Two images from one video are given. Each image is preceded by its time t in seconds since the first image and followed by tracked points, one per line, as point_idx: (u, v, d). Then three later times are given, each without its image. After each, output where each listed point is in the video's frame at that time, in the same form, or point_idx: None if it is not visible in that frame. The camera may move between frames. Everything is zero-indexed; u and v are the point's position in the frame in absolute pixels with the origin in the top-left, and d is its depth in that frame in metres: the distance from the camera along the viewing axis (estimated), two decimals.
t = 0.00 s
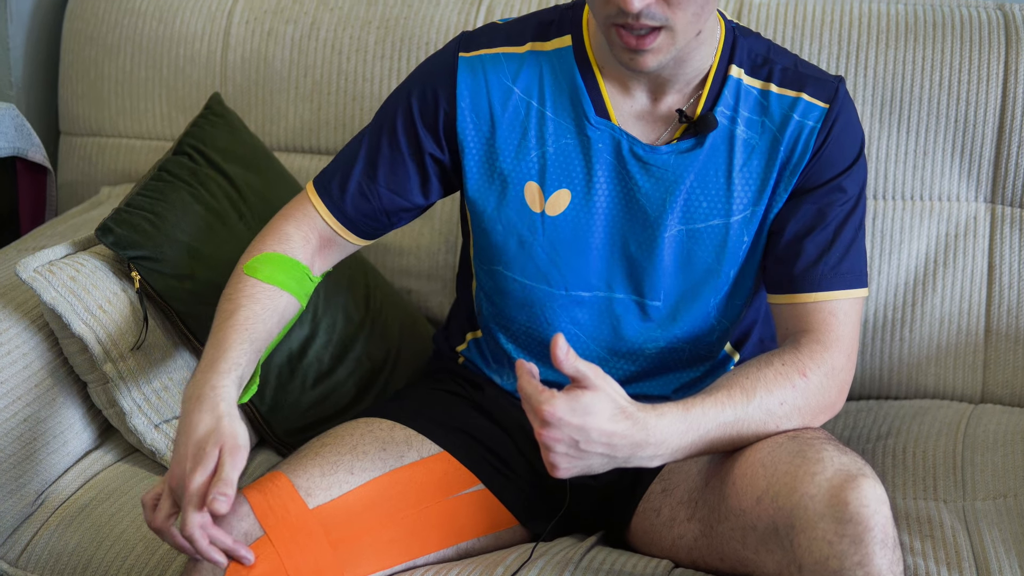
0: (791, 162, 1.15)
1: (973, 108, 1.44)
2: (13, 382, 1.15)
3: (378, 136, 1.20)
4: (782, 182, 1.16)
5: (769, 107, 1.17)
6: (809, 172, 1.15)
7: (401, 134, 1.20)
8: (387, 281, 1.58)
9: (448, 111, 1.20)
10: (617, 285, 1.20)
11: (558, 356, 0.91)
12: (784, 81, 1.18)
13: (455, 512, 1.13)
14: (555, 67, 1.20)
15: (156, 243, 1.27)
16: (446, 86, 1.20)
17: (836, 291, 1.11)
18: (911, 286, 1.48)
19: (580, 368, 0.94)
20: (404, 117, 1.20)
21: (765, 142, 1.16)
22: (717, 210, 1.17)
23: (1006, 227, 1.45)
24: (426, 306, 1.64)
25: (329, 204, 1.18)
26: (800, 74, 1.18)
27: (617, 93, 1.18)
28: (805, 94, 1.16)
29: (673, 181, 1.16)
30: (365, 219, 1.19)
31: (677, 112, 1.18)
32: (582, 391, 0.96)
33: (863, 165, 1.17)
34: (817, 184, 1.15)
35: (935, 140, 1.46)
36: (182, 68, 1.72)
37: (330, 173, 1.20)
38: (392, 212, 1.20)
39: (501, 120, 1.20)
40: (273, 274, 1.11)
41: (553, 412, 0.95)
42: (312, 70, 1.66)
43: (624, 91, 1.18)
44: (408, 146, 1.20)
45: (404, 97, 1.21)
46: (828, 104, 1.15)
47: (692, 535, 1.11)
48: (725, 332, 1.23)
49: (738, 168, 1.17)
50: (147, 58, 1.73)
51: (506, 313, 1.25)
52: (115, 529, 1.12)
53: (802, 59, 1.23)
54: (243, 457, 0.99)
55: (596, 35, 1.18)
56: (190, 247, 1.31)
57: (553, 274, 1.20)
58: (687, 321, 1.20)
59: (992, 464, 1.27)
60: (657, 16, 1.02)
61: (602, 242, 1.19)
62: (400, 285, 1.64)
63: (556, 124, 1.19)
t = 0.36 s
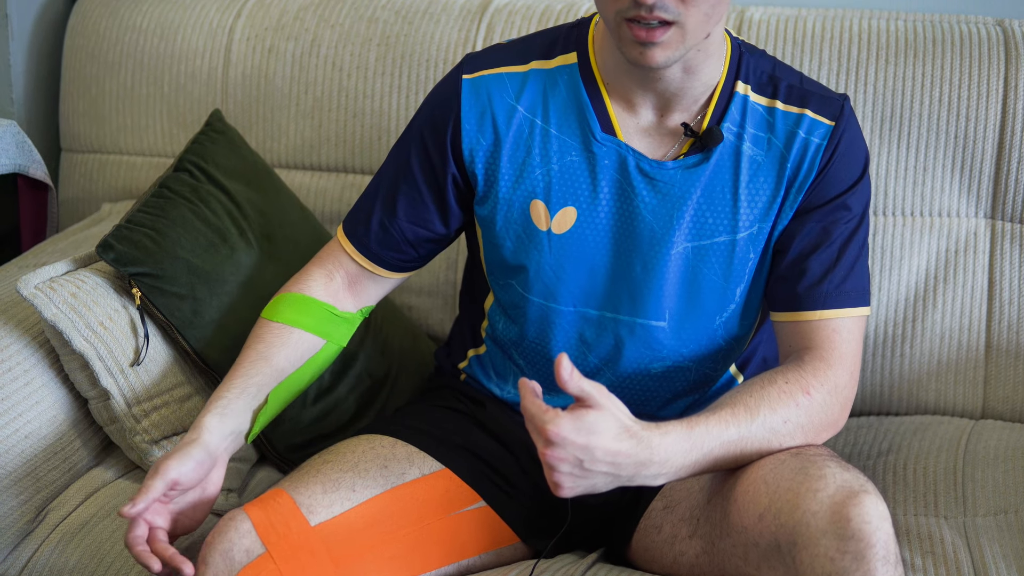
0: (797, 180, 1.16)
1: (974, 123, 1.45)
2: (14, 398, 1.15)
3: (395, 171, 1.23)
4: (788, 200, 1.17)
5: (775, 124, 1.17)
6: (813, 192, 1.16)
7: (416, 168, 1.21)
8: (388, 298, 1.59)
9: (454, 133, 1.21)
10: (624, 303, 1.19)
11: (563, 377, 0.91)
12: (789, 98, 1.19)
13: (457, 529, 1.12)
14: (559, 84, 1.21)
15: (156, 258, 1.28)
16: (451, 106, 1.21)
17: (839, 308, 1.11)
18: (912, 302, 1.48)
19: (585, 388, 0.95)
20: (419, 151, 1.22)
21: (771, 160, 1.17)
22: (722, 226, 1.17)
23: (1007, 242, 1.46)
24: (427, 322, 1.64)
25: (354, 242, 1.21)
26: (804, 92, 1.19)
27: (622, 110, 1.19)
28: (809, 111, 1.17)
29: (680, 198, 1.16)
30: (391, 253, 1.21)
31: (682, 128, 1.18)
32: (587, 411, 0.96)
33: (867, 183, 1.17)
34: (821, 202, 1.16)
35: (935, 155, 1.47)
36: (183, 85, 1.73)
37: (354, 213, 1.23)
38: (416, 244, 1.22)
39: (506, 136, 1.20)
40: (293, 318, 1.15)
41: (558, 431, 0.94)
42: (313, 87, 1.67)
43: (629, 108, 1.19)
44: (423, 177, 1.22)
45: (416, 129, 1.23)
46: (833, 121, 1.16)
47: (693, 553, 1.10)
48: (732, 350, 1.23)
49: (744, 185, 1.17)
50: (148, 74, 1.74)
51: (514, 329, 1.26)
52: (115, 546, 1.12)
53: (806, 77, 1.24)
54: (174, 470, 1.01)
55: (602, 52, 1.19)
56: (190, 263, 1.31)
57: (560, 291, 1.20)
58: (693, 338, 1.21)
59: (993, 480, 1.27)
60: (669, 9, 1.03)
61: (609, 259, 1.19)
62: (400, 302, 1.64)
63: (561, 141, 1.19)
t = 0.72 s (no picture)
0: (794, 201, 1.17)
1: (973, 145, 1.46)
2: (15, 421, 1.15)
3: (391, 187, 1.23)
4: (785, 220, 1.18)
5: (772, 144, 1.18)
6: (811, 213, 1.17)
7: (413, 186, 1.23)
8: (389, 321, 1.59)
9: (451, 151, 1.22)
10: (621, 322, 1.20)
11: (564, 402, 0.91)
12: (788, 118, 1.19)
13: (457, 552, 1.12)
14: (558, 105, 1.22)
15: (158, 281, 1.28)
16: (450, 126, 1.22)
17: (838, 329, 1.12)
18: (912, 324, 1.49)
19: (586, 412, 0.95)
20: (415, 169, 1.23)
21: (768, 180, 1.18)
22: (719, 245, 1.18)
23: (1007, 264, 1.46)
24: (427, 345, 1.65)
25: (348, 256, 1.21)
26: (803, 112, 1.19)
27: (620, 130, 1.20)
28: (806, 131, 1.18)
29: (677, 217, 1.17)
30: (384, 268, 1.21)
31: (679, 147, 1.19)
32: (590, 434, 0.96)
33: (865, 204, 1.18)
34: (820, 223, 1.16)
35: (935, 177, 1.48)
36: (184, 107, 1.74)
37: (350, 228, 1.23)
38: (410, 260, 1.23)
39: (503, 155, 1.21)
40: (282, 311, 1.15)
41: (560, 456, 0.95)
42: (313, 109, 1.68)
43: (627, 127, 1.20)
44: (418, 193, 1.23)
45: (412, 146, 1.24)
46: (831, 141, 1.17)
47: None
48: (729, 372, 1.24)
49: (742, 205, 1.18)
50: (151, 98, 1.75)
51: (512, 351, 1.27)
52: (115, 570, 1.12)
53: (804, 98, 1.25)
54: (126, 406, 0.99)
55: (599, 72, 1.20)
56: (193, 287, 1.32)
57: (558, 311, 1.21)
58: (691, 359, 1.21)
59: (994, 501, 1.27)
60: (671, 29, 1.05)
61: (607, 278, 1.20)
62: (401, 324, 1.65)
63: (559, 160, 1.20)
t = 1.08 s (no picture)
0: (795, 222, 1.17)
1: (973, 165, 1.47)
2: (15, 443, 1.16)
3: (398, 216, 1.24)
4: (787, 242, 1.18)
5: (773, 167, 1.19)
6: (813, 233, 1.17)
7: (418, 213, 1.23)
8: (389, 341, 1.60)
9: (455, 178, 1.23)
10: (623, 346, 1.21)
11: (563, 423, 0.92)
12: (787, 140, 1.21)
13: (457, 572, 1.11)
14: (559, 131, 1.23)
15: (159, 302, 1.29)
16: (452, 153, 1.24)
17: (839, 349, 1.12)
18: (913, 344, 1.49)
19: (587, 433, 0.95)
20: (420, 196, 1.24)
21: (769, 203, 1.18)
22: (721, 269, 1.19)
23: (1007, 283, 1.47)
24: (428, 365, 1.65)
25: (361, 288, 1.23)
26: (802, 134, 1.21)
27: (622, 156, 1.21)
28: (807, 153, 1.19)
29: (679, 241, 1.18)
30: (395, 298, 1.23)
31: (681, 171, 1.20)
32: (591, 455, 0.96)
33: (866, 224, 1.19)
34: (820, 244, 1.17)
35: (935, 197, 1.48)
36: (186, 129, 1.75)
37: (362, 259, 1.24)
38: (420, 289, 1.24)
39: (505, 182, 1.22)
40: (318, 348, 1.17)
41: (560, 477, 0.95)
42: (314, 130, 1.70)
43: (629, 153, 1.21)
44: (426, 222, 1.24)
45: (417, 173, 1.25)
46: (832, 162, 1.18)
47: None
48: (731, 395, 1.24)
49: (743, 228, 1.18)
50: (154, 119, 1.77)
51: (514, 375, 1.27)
52: None
53: (805, 119, 1.26)
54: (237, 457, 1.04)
55: (600, 99, 1.22)
56: (193, 308, 1.32)
57: (560, 335, 1.22)
58: (694, 383, 1.22)
59: (996, 521, 1.27)
60: (664, 74, 1.05)
61: (609, 303, 1.20)
62: (401, 345, 1.65)
63: (561, 186, 1.21)
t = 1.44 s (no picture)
0: (794, 236, 1.18)
1: (972, 179, 1.47)
2: (17, 457, 1.16)
3: (396, 226, 1.25)
4: (786, 255, 1.19)
5: (772, 181, 1.20)
6: (812, 246, 1.18)
7: (416, 224, 1.24)
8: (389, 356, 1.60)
9: (454, 190, 1.24)
10: (621, 359, 1.21)
11: (561, 437, 0.92)
12: (787, 154, 1.21)
13: None
14: (558, 144, 1.24)
15: (159, 317, 1.29)
16: (451, 165, 1.24)
17: (840, 363, 1.12)
18: (913, 357, 1.49)
19: (585, 447, 0.95)
20: (418, 208, 1.24)
21: (767, 217, 1.19)
22: (720, 283, 1.19)
23: (1007, 296, 1.47)
24: (428, 379, 1.65)
25: (357, 296, 1.22)
26: (802, 148, 1.22)
27: (621, 171, 1.22)
28: (807, 167, 1.19)
29: (677, 255, 1.19)
30: (392, 307, 1.23)
31: (680, 188, 1.22)
32: (590, 468, 0.96)
33: (866, 238, 1.19)
34: (819, 258, 1.17)
35: (935, 211, 1.49)
36: (187, 144, 1.76)
37: (358, 267, 1.24)
38: (417, 299, 1.24)
39: (504, 196, 1.23)
40: (315, 357, 1.17)
41: (559, 490, 0.95)
42: (314, 145, 1.71)
43: (627, 168, 1.22)
44: (424, 232, 1.24)
45: (415, 184, 1.25)
46: (831, 176, 1.18)
47: None
48: (729, 408, 1.24)
49: (741, 242, 1.19)
50: (155, 135, 1.78)
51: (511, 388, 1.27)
52: None
53: (805, 133, 1.27)
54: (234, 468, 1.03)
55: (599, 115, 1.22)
56: (193, 322, 1.32)
57: (558, 349, 1.22)
58: (692, 397, 1.22)
59: (996, 534, 1.27)
60: (630, 100, 1.06)
61: (607, 316, 1.21)
62: (402, 359, 1.66)
63: (559, 200, 1.22)
